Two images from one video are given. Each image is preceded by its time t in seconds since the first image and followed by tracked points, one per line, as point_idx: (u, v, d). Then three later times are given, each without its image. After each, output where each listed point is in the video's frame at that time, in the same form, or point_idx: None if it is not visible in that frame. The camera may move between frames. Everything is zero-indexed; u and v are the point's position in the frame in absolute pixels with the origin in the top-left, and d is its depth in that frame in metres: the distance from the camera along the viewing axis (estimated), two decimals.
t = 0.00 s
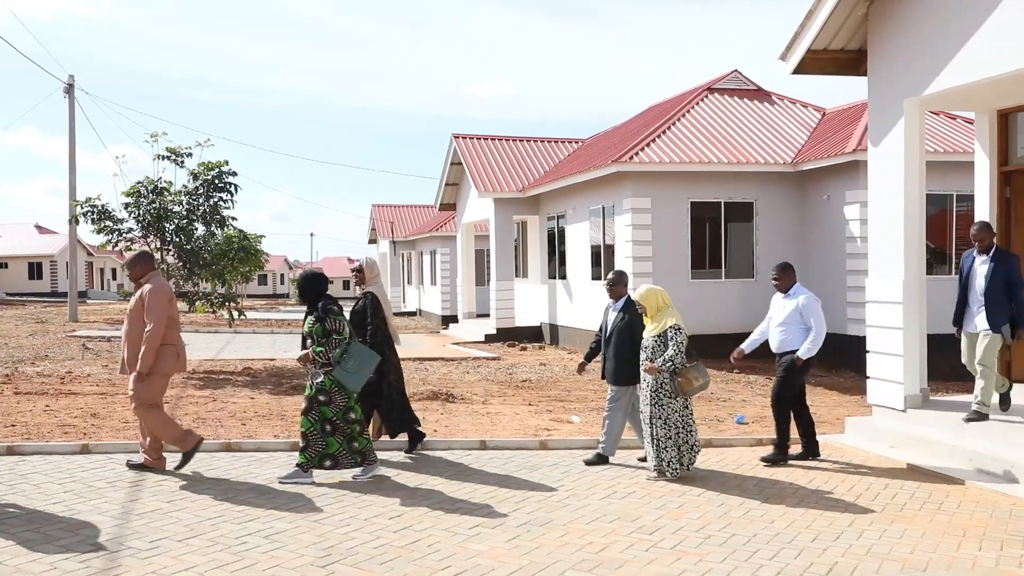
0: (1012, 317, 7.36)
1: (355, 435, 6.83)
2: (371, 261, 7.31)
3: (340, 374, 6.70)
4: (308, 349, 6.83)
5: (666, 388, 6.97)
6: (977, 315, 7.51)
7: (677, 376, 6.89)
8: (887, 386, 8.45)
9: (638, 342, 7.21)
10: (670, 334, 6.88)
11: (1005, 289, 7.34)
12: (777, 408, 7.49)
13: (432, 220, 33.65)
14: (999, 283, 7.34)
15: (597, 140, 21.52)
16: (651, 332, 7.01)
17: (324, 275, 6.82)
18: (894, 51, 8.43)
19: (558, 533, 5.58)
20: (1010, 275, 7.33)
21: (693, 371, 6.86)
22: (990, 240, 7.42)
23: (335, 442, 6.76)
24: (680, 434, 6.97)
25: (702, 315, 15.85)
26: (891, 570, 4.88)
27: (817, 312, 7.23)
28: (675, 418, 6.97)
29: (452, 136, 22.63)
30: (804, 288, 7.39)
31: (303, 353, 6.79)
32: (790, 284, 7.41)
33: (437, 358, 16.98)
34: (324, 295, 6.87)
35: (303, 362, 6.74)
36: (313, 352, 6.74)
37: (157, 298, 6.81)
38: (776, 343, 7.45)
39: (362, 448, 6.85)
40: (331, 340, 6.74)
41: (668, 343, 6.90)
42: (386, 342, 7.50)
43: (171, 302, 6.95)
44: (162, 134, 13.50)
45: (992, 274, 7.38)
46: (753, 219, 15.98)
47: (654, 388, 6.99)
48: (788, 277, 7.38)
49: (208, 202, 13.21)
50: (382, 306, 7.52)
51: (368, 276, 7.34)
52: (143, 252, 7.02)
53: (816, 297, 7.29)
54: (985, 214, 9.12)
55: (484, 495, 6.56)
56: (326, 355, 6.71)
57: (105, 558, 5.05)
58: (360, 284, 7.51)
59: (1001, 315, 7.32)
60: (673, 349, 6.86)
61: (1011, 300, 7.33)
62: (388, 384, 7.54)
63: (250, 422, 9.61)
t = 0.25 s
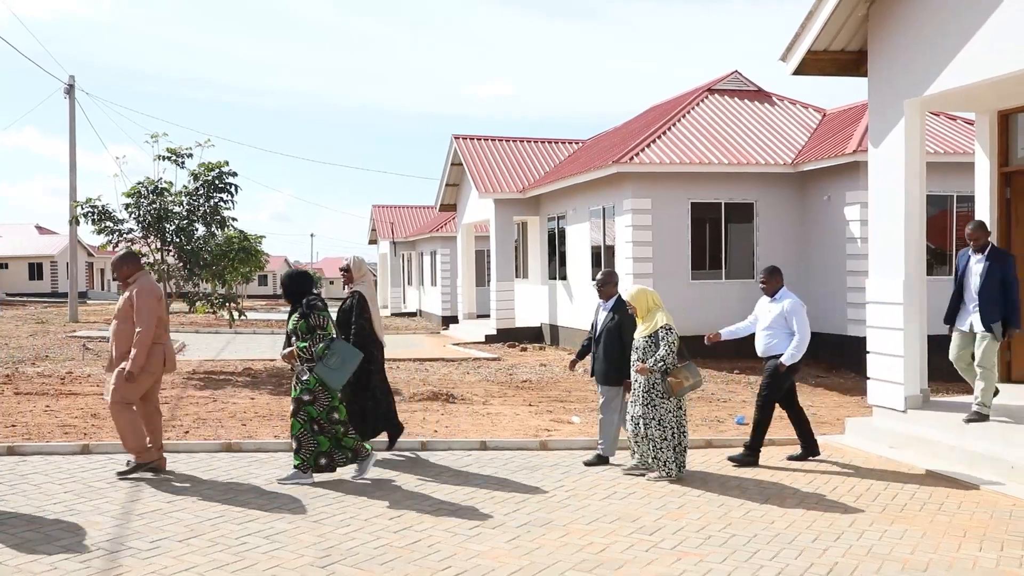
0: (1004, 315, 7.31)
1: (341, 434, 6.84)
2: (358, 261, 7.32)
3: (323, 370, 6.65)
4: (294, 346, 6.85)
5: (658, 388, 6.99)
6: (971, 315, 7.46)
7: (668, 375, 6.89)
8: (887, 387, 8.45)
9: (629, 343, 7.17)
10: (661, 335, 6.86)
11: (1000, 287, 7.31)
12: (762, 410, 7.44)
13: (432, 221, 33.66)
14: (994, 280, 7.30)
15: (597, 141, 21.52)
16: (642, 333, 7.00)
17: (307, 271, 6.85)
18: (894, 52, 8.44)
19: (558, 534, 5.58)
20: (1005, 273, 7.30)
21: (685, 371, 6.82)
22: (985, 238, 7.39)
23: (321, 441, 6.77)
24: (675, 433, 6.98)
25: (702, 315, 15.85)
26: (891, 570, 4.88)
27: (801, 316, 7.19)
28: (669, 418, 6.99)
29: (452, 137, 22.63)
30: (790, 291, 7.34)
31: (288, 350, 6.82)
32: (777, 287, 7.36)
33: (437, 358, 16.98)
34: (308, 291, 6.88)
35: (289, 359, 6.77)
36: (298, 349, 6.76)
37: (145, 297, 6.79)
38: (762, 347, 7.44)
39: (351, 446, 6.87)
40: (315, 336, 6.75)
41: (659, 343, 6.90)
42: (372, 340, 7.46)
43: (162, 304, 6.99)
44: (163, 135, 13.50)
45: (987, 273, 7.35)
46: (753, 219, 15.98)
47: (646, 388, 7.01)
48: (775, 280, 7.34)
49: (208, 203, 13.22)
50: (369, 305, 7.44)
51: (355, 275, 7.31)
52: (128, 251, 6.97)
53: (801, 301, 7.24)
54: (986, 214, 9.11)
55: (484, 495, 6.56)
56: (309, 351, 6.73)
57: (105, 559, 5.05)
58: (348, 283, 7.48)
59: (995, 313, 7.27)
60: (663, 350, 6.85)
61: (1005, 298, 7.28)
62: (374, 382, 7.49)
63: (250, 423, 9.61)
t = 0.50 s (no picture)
0: (996, 312, 7.27)
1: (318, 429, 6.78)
2: (346, 260, 7.38)
3: (306, 366, 6.57)
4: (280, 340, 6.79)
5: (648, 387, 6.98)
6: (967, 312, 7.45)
7: (658, 375, 6.93)
8: (887, 385, 8.45)
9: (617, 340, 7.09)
10: (652, 333, 6.90)
11: (994, 283, 7.29)
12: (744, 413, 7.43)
13: (432, 218, 33.67)
14: (988, 276, 7.29)
15: (597, 139, 21.50)
16: (631, 332, 7.00)
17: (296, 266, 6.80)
18: (895, 50, 8.43)
19: (559, 532, 5.58)
20: (1000, 269, 7.27)
21: (674, 371, 6.89)
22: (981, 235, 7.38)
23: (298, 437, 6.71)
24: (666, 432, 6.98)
25: (703, 313, 15.86)
26: (892, 568, 4.88)
27: (786, 315, 7.20)
28: (660, 417, 6.98)
29: (453, 134, 22.62)
30: (777, 290, 7.36)
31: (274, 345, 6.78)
32: (764, 286, 7.37)
33: (437, 356, 16.99)
34: (297, 286, 6.82)
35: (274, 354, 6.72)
36: (283, 343, 6.71)
37: (130, 297, 6.78)
38: (747, 346, 7.45)
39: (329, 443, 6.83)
40: (302, 331, 6.70)
41: (649, 341, 6.93)
42: (361, 338, 7.40)
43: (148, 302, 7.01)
44: (163, 133, 13.50)
45: (982, 269, 7.33)
46: (753, 218, 15.98)
47: (636, 387, 6.99)
48: (763, 278, 7.32)
49: (208, 201, 13.22)
50: (358, 302, 7.41)
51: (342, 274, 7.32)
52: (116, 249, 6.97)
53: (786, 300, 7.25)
54: (986, 212, 9.11)
55: (484, 493, 6.56)
56: (294, 346, 6.66)
57: (106, 556, 5.06)
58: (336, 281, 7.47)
59: (989, 309, 7.25)
60: (653, 348, 6.89)
61: (999, 294, 7.25)
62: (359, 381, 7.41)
63: (251, 420, 9.62)
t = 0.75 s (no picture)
0: (991, 313, 7.17)
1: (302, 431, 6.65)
2: (334, 259, 7.33)
3: (292, 364, 6.47)
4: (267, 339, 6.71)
5: (635, 387, 6.97)
6: (962, 312, 7.33)
7: (647, 374, 6.90)
8: (887, 384, 8.44)
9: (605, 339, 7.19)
10: (641, 333, 6.91)
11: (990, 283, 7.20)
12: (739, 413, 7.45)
13: (433, 217, 33.68)
14: (985, 276, 7.20)
15: (598, 138, 21.49)
16: (620, 330, 7.02)
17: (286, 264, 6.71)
18: (895, 50, 8.43)
19: (558, 531, 5.58)
20: (996, 269, 7.20)
21: (664, 369, 6.84)
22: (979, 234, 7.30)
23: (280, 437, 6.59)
24: (653, 431, 6.99)
25: (703, 313, 15.86)
26: (892, 568, 4.88)
27: (772, 312, 7.18)
28: (646, 416, 6.99)
29: (453, 134, 22.62)
30: (765, 288, 7.34)
31: (260, 342, 6.68)
32: (752, 283, 7.36)
33: (437, 355, 17.01)
34: (286, 285, 6.73)
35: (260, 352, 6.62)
36: (271, 341, 6.61)
37: (115, 299, 6.74)
38: (734, 342, 7.42)
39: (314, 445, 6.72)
40: (290, 329, 6.62)
41: (637, 341, 6.93)
42: (349, 339, 7.43)
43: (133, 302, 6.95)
44: (163, 132, 13.49)
45: (978, 269, 7.25)
46: (754, 217, 15.98)
47: (622, 386, 6.99)
48: (750, 275, 7.33)
49: (208, 200, 13.21)
50: (346, 302, 7.43)
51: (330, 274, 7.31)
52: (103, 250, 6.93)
53: (773, 297, 7.22)
54: (986, 212, 9.11)
55: (484, 493, 6.55)
56: (282, 344, 6.57)
57: (106, 556, 5.06)
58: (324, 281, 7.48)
59: (984, 309, 7.14)
60: (641, 348, 6.89)
61: (994, 294, 7.15)
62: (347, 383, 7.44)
63: (251, 420, 9.62)
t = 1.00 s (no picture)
0: (985, 312, 7.20)
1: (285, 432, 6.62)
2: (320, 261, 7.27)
3: (276, 366, 6.45)
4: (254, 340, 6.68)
5: (625, 382, 7.00)
6: (957, 315, 7.35)
7: (637, 369, 6.92)
8: (888, 384, 8.43)
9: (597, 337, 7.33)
10: (631, 328, 6.93)
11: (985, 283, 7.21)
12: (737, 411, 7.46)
13: (433, 217, 33.66)
14: (978, 276, 7.22)
15: (598, 138, 21.48)
16: (610, 326, 7.04)
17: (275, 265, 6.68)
18: (895, 49, 8.43)
19: (558, 531, 5.58)
20: (988, 269, 7.21)
21: (653, 366, 6.88)
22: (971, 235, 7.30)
23: (263, 439, 6.55)
24: (641, 428, 7.03)
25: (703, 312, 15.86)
26: (892, 568, 4.88)
27: (758, 308, 7.16)
28: (635, 412, 7.03)
29: (453, 133, 22.61)
30: (751, 284, 7.36)
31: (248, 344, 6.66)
32: (738, 279, 7.38)
33: (437, 355, 17.02)
34: (275, 287, 6.69)
35: (246, 354, 6.59)
36: (258, 344, 6.59)
37: (95, 298, 6.74)
38: (721, 338, 7.42)
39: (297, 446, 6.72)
40: (278, 332, 6.61)
41: (628, 337, 6.95)
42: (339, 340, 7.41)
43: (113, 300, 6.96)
44: (163, 131, 13.49)
45: (971, 270, 7.26)
46: (753, 216, 15.98)
47: (612, 382, 7.02)
48: (735, 272, 7.36)
49: (208, 200, 13.21)
50: (334, 303, 7.37)
51: (317, 275, 7.28)
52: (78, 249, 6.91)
53: (759, 292, 7.22)
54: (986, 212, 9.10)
55: (484, 493, 6.55)
56: (269, 346, 6.56)
57: (107, 556, 5.06)
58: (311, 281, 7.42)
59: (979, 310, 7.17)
60: (632, 344, 6.92)
61: (988, 294, 7.18)
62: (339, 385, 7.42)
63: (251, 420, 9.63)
